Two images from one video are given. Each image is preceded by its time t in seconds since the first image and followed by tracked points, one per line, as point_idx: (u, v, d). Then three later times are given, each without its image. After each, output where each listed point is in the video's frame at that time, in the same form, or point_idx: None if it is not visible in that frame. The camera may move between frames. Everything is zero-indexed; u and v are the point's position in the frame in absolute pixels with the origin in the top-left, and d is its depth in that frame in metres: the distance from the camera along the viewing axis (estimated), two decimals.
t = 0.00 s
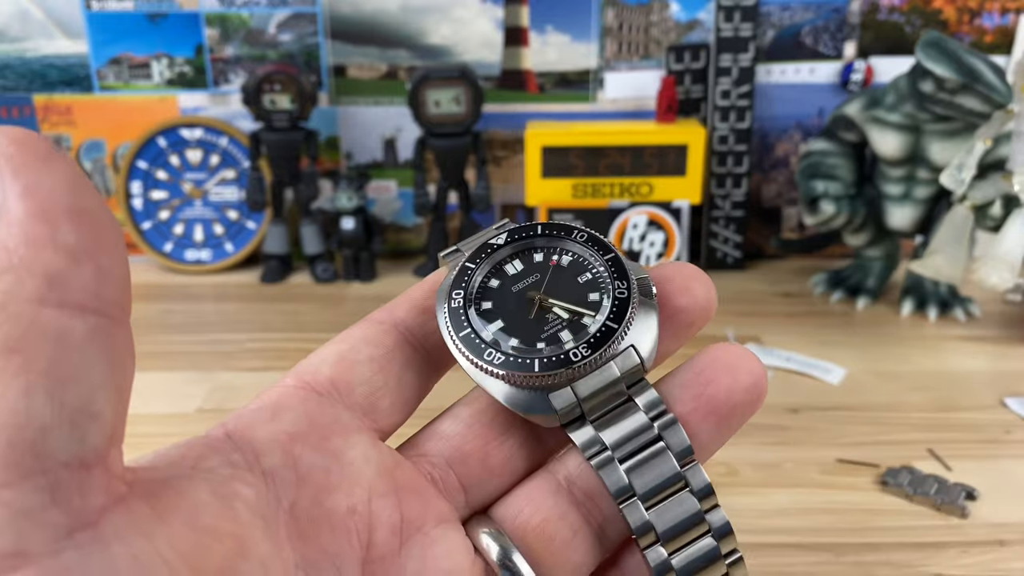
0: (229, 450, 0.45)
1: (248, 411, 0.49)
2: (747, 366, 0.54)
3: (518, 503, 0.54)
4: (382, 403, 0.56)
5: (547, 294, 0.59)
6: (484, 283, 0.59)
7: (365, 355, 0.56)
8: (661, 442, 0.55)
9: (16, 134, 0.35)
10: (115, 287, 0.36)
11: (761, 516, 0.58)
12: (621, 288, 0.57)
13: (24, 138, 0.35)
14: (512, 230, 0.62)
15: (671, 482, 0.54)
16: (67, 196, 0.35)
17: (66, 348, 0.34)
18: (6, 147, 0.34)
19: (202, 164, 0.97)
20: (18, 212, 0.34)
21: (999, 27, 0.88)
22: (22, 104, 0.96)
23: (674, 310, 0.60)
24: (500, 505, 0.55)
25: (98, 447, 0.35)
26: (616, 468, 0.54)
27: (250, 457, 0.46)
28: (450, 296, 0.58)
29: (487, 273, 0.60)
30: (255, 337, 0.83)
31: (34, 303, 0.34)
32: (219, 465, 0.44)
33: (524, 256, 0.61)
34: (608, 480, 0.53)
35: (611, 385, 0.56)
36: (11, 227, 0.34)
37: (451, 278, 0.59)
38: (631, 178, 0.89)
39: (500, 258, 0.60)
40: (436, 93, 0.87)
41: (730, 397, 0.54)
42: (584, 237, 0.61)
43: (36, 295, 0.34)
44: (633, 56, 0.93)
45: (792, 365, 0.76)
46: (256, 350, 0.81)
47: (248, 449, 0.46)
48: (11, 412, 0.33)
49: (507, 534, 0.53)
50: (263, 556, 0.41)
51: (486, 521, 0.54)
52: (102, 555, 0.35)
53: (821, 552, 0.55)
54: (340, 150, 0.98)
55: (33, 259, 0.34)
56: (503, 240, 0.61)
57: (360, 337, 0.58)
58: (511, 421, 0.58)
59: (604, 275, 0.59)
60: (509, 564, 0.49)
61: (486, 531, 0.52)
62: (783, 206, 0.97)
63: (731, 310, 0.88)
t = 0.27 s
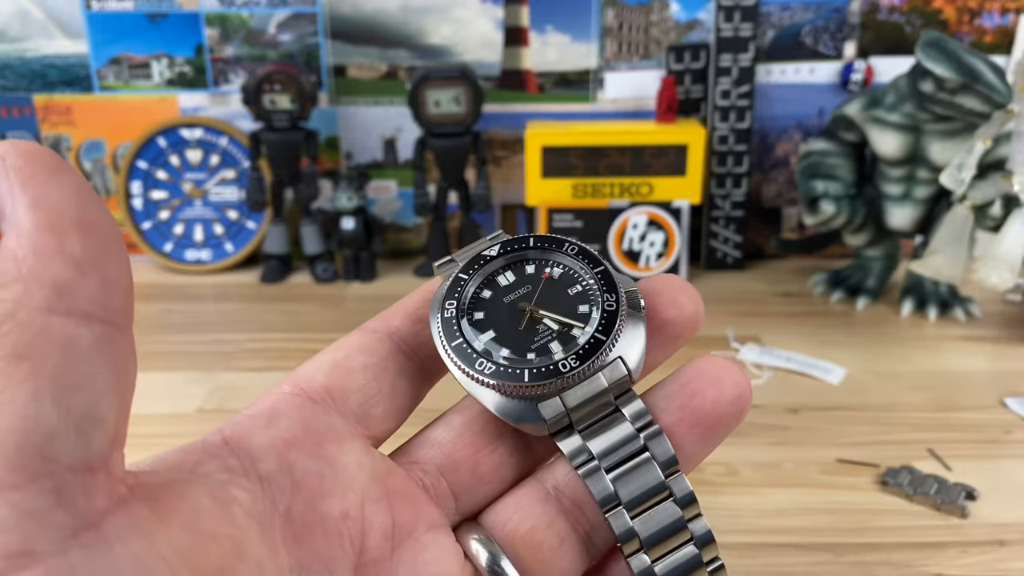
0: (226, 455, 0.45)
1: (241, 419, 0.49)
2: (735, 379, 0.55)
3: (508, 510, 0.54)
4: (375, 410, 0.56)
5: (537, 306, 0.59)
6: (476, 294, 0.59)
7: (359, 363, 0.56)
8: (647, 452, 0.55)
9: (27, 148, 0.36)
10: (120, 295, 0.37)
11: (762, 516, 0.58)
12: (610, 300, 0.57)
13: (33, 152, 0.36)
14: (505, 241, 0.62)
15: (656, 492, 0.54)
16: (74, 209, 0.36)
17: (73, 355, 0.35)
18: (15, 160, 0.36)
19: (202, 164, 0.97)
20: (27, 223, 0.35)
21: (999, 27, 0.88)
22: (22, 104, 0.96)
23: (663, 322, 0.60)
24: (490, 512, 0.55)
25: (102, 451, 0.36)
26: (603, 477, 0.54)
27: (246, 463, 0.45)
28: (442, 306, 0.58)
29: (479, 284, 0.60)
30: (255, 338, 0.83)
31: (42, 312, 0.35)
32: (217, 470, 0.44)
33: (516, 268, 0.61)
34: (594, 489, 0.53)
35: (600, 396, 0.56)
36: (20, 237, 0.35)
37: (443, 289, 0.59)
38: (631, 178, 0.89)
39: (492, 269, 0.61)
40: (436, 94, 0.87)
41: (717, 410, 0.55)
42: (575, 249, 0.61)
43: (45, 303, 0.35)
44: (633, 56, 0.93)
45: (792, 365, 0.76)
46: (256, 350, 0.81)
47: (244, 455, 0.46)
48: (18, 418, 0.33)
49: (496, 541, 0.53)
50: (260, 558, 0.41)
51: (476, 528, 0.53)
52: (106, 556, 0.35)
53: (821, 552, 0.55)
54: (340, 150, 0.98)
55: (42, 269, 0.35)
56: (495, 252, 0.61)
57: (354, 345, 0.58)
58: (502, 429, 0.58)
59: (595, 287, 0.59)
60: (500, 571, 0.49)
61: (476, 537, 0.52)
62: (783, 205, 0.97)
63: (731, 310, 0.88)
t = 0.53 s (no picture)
0: (228, 455, 0.46)
1: (244, 420, 0.49)
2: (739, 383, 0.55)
3: (509, 512, 0.54)
4: (378, 412, 0.56)
5: (540, 309, 0.59)
6: (479, 297, 0.59)
7: (363, 365, 0.57)
8: (649, 456, 0.55)
9: (33, 150, 0.36)
10: (125, 297, 0.37)
11: (762, 516, 0.58)
12: (613, 304, 0.57)
13: (39, 154, 0.36)
14: (508, 246, 0.62)
15: (657, 496, 0.54)
16: (81, 210, 0.36)
17: (78, 357, 0.35)
18: (22, 162, 0.35)
19: (202, 164, 0.97)
20: (34, 224, 0.35)
21: (999, 27, 0.88)
22: (23, 104, 0.96)
23: (664, 327, 0.60)
24: (491, 514, 0.54)
25: (106, 452, 0.36)
26: (604, 481, 0.54)
27: (249, 463, 0.46)
28: (446, 309, 0.58)
29: (482, 288, 0.60)
30: (255, 338, 0.83)
31: (48, 313, 0.34)
32: (220, 471, 0.44)
33: (520, 272, 0.61)
34: (596, 492, 0.53)
35: (602, 399, 0.56)
36: (27, 239, 0.35)
37: (447, 292, 0.59)
38: (631, 178, 0.89)
39: (495, 273, 0.61)
40: (436, 94, 0.87)
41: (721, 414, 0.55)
42: (578, 253, 0.61)
43: (50, 305, 0.35)
44: (633, 56, 0.93)
45: (792, 366, 0.76)
46: (257, 350, 0.81)
47: (246, 455, 0.46)
48: (23, 418, 0.33)
49: (497, 544, 0.52)
50: (261, 558, 0.41)
51: (477, 530, 0.53)
52: (110, 556, 0.35)
53: (820, 551, 0.55)
54: (340, 150, 0.98)
55: (48, 270, 0.35)
56: (499, 256, 0.61)
57: (358, 348, 0.58)
58: (505, 432, 0.58)
59: (597, 292, 0.59)
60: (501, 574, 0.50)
61: (478, 540, 0.52)
62: (783, 205, 0.97)
63: (731, 310, 0.88)
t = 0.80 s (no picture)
0: (228, 458, 0.46)
1: (243, 423, 0.49)
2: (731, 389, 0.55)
3: (505, 516, 0.54)
4: (375, 417, 0.56)
5: (536, 315, 0.59)
6: (476, 304, 0.59)
7: (361, 371, 0.57)
8: (643, 461, 0.55)
9: (37, 156, 0.36)
10: (127, 301, 0.37)
11: (762, 516, 0.58)
12: (607, 310, 0.57)
13: (44, 160, 0.36)
14: (504, 253, 0.62)
15: (652, 500, 0.54)
16: (85, 217, 0.36)
17: (83, 360, 0.35)
18: (27, 168, 0.35)
19: (202, 164, 0.97)
20: (39, 230, 0.35)
21: (999, 27, 0.88)
22: (23, 104, 0.96)
23: (659, 333, 0.60)
24: (487, 518, 0.54)
25: (109, 454, 0.36)
26: (599, 485, 0.54)
27: (248, 465, 0.46)
28: (442, 316, 0.58)
29: (479, 295, 0.60)
30: (255, 338, 0.83)
31: (53, 317, 0.35)
32: (219, 474, 0.44)
33: (516, 279, 0.61)
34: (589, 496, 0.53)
35: (597, 405, 0.56)
36: (32, 244, 0.35)
37: (444, 299, 0.59)
38: (631, 178, 0.89)
39: (491, 281, 0.61)
40: (436, 94, 0.87)
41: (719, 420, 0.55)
42: (572, 260, 0.61)
43: (55, 309, 0.35)
44: (633, 56, 0.93)
45: (792, 365, 0.76)
46: (257, 350, 0.81)
47: (246, 459, 0.46)
48: (29, 421, 0.33)
49: (493, 547, 0.52)
50: (260, 561, 0.41)
51: (473, 534, 0.53)
52: (113, 557, 0.35)
53: (820, 551, 0.55)
54: (340, 150, 0.98)
55: (53, 276, 0.35)
56: (495, 263, 0.61)
57: (356, 354, 0.58)
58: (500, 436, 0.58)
59: (592, 298, 0.59)
60: None
61: (473, 543, 0.52)
62: (783, 205, 0.97)
63: (731, 310, 0.88)
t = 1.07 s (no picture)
0: (224, 461, 0.46)
1: (240, 426, 0.49)
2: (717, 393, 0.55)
3: (498, 517, 0.54)
4: (370, 421, 0.56)
5: (527, 318, 0.59)
6: (468, 308, 0.59)
7: (355, 375, 0.57)
8: (632, 460, 0.55)
9: (38, 163, 0.36)
10: (126, 306, 0.37)
11: (762, 516, 0.58)
12: (597, 312, 0.57)
13: (45, 167, 0.36)
14: (495, 258, 0.62)
15: (643, 500, 0.54)
16: (85, 223, 0.36)
17: (84, 362, 0.35)
18: (28, 175, 0.36)
19: (202, 164, 0.97)
20: (40, 235, 0.35)
21: (998, 27, 0.88)
22: (22, 104, 0.96)
23: (648, 335, 0.61)
24: (480, 519, 0.55)
25: (108, 455, 0.36)
26: (591, 485, 0.54)
27: (244, 467, 0.46)
28: (435, 319, 0.58)
29: (471, 299, 0.60)
30: (255, 338, 0.84)
31: (53, 320, 0.35)
32: (216, 475, 0.44)
33: (507, 283, 0.61)
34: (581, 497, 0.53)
35: (587, 406, 0.56)
36: (33, 249, 0.35)
37: (436, 303, 0.59)
38: (631, 178, 0.89)
39: (483, 284, 0.61)
40: (436, 94, 0.87)
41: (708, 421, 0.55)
42: (562, 264, 0.61)
43: (56, 312, 0.35)
44: (633, 56, 0.93)
45: (792, 365, 0.76)
46: (257, 350, 0.81)
47: (242, 461, 0.46)
48: (30, 421, 0.34)
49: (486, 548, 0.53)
50: (257, 561, 0.42)
51: (466, 535, 0.53)
52: (113, 557, 0.35)
53: (820, 551, 0.55)
54: (340, 150, 0.98)
55: (54, 280, 0.35)
56: (487, 267, 0.61)
57: (350, 358, 0.58)
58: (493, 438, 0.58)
59: (582, 300, 0.59)
60: None
61: (467, 544, 0.52)
62: (783, 205, 0.97)
63: (731, 310, 0.88)
